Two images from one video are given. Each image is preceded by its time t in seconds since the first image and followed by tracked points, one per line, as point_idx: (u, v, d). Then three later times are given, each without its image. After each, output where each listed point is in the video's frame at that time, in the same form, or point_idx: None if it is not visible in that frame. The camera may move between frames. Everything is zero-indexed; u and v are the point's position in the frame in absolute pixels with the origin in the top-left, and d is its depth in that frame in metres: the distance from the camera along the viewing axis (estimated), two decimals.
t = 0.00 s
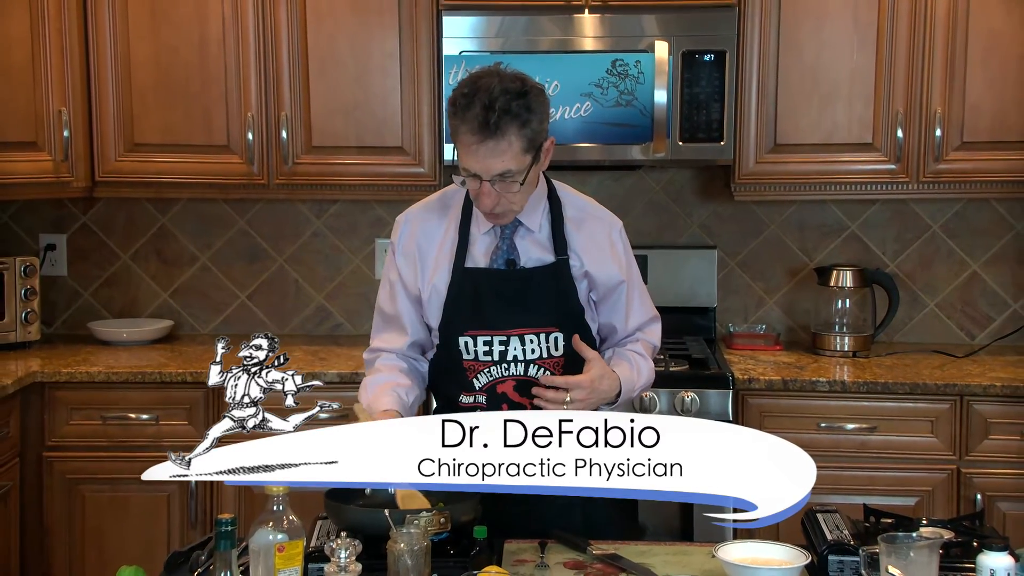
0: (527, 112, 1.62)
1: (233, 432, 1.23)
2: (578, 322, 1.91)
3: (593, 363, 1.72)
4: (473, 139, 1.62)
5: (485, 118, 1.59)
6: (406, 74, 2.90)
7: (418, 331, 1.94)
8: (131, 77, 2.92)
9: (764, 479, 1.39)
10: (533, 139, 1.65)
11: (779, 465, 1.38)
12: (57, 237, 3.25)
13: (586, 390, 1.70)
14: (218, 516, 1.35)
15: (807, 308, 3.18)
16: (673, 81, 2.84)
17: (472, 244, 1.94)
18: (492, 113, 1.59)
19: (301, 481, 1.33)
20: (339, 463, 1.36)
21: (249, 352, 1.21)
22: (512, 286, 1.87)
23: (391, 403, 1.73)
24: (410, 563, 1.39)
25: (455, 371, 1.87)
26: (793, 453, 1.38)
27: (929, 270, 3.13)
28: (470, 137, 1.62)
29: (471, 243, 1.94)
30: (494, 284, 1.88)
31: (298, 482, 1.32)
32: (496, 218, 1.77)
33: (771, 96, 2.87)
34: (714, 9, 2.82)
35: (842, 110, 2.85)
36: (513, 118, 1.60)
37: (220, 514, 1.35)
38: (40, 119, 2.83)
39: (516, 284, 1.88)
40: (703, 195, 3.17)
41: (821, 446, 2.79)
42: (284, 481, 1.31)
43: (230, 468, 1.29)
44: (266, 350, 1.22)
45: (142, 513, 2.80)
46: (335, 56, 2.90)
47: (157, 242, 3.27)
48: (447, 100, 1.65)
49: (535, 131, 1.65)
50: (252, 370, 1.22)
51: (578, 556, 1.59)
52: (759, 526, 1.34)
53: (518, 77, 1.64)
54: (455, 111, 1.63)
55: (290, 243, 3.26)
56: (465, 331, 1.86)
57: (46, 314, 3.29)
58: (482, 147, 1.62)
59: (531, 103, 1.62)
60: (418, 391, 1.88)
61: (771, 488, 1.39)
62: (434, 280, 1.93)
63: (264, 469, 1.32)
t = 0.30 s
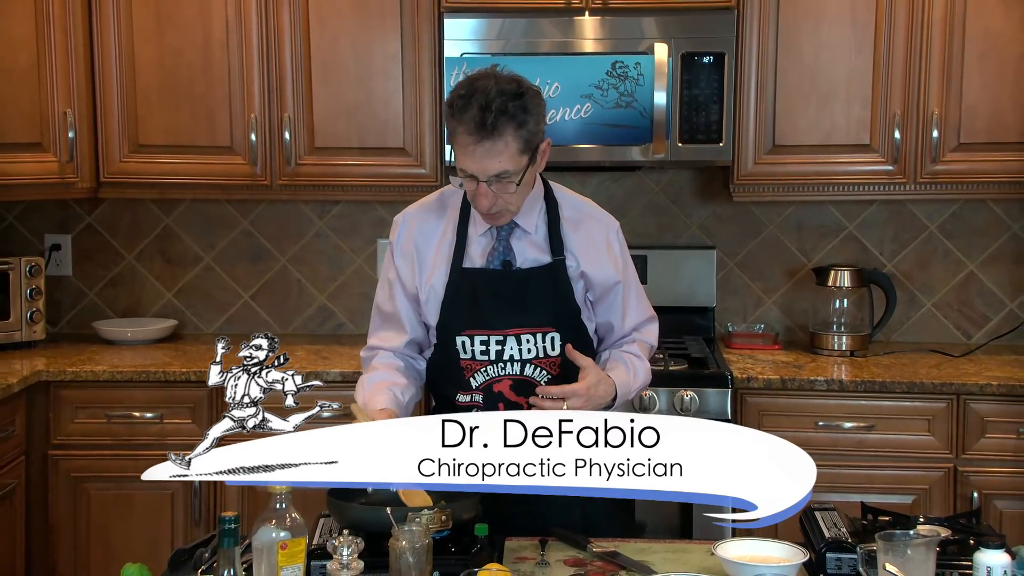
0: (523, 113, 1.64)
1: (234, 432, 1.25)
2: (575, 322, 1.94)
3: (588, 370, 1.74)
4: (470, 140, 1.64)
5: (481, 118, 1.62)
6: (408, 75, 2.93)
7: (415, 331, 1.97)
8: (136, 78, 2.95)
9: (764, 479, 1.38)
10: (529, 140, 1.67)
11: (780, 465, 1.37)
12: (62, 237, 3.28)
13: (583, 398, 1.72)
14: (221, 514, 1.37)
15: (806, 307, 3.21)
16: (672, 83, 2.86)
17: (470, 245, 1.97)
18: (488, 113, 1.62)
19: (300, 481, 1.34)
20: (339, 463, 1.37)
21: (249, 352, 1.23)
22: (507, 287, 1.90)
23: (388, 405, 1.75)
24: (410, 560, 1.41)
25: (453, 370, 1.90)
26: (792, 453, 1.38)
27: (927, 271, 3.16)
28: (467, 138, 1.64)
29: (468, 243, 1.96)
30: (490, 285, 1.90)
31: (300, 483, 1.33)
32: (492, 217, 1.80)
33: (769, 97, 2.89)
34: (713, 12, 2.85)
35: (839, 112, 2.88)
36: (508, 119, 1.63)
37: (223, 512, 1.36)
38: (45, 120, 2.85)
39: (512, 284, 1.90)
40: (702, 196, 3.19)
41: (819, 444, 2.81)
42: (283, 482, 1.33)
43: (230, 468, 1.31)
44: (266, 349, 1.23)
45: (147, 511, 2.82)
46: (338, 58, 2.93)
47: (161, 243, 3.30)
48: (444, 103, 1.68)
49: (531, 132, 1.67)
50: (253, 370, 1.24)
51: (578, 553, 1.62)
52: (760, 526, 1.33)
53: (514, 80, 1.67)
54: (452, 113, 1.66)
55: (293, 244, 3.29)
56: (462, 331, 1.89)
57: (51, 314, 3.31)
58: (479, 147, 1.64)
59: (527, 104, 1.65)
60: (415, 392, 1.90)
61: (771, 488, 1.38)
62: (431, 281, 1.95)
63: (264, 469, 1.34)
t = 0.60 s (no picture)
0: (520, 112, 1.66)
1: (233, 432, 1.26)
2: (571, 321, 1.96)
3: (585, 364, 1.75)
4: (467, 138, 1.66)
5: (478, 117, 1.64)
6: (409, 76, 2.94)
7: (411, 329, 1.98)
8: (139, 79, 2.96)
9: (764, 480, 1.38)
10: (526, 140, 1.69)
11: (781, 464, 1.37)
12: (65, 237, 3.30)
13: (580, 391, 1.71)
14: (224, 511, 1.37)
15: (805, 307, 3.23)
16: (672, 83, 2.88)
17: (467, 243, 1.99)
18: (485, 112, 1.63)
19: (299, 481, 1.34)
20: (339, 464, 1.37)
21: (249, 352, 1.24)
22: (503, 287, 1.91)
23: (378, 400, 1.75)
24: (411, 558, 1.43)
25: (450, 368, 1.93)
26: (793, 453, 1.38)
27: (925, 271, 3.18)
28: (464, 137, 1.66)
29: (466, 242, 1.98)
30: (487, 284, 1.92)
31: (300, 483, 1.33)
32: (488, 215, 1.81)
33: (769, 98, 2.91)
34: (713, 13, 2.87)
35: (839, 112, 2.90)
36: (505, 118, 1.64)
37: (226, 510, 1.37)
38: (49, 120, 2.87)
39: (508, 284, 1.92)
40: (702, 196, 3.21)
41: (818, 443, 2.83)
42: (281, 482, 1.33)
43: (230, 468, 1.32)
44: (266, 349, 1.25)
45: (150, 509, 2.84)
46: (340, 59, 2.95)
47: (164, 243, 3.31)
48: (443, 102, 1.70)
49: (529, 132, 1.68)
50: (253, 370, 1.25)
51: (579, 551, 1.63)
52: (760, 526, 1.33)
53: (512, 80, 1.69)
54: (450, 112, 1.67)
55: (295, 244, 3.31)
56: (460, 330, 1.91)
57: (54, 313, 3.33)
58: (475, 146, 1.65)
59: (524, 104, 1.66)
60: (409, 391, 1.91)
61: (772, 488, 1.37)
62: (428, 280, 1.96)
63: (263, 469, 1.34)
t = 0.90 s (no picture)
0: (514, 109, 1.67)
1: (233, 432, 1.27)
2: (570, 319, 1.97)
3: (580, 355, 1.76)
4: (462, 135, 1.67)
5: (472, 114, 1.65)
6: (410, 77, 2.96)
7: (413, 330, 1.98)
8: (141, 80, 2.97)
9: (764, 479, 1.39)
10: (520, 137, 1.70)
11: (780, 464, 1.38)
12: (68, 237, 3.31)
13: (576, 379, 1.73)
14: (227, 509, 1.36)
15: (804, 307, 3.24)
16: (673, 84, 2.89)
17: (466, 242, 2.00)
18: (479, 109, 1.65)
19: (300, 481, 1.35)
20: (339, 463, 1.38)
21: (249, 352, 1.26)
22: (502, 286, 1.93)
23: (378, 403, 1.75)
24: (413, 556, 1.44)
25: (450, 367, 1.94)
26: (792, 453, 1.39)
27: (924, 270, 3.19)
28: (459, 134, 1.67)
29: (464, 241, 2.00)
30: (486, 284, 1.93)
31: (300, 483, 1.34)
32: (484, 214, 1.82)
33: (769, 99, 2.92)
34: (713, 14, 2.88)
35: (838, 113, 2.91)
36: (500, 115, 1.66)
37: (229, 509, 1.35)
38: (52, 121, 2.88)
39: (506, 284, 1.93)
40: (702, 196, 3.22)
41: (817, 443, 2.84)
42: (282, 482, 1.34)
43: (230, 468, 1.32)
44: (266, 349, 1.26)
45: (152, 508, 2.85)
46: (341, 60, 2.96)
47: (167, 243, 3.33)
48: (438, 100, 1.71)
49: (523, 129, 1.69)
50: (253, 370, 1.27)
51: (579, 550, 1.65)
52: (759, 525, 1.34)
53: (507, 78, 1.70)
54: (445, 109, 1.69)
55: (297, 244, 3.32)
56: (459, 329, 1.92)
57: (57, 313, 3.34)
58: (470, 143, 1.67)
59: (518, 101, 1.68)
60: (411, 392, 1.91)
61: (771, 488, 1.39)
62: (429, 280, 1.97)
63: (264, 469, 1.35)
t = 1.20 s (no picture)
0: (510, 107, 1.68)
1: (233, 432, 1.28)
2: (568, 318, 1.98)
3: (576, 360, 1.77)
4: (458, 133, 1.68)
5: (468, 112, 1.66)
6: (411, 78, 2.97)
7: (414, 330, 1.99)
8: (143, 81, 2.99)
9: (763, 479, 1.40)
10: (516, 134, 1.71)
11: (779, 464, 1.40)
12: (70, 237, 3.32)
13: (581, 382, 1.74)
14: (229, 509, 1.37)
15: (804, 307, 3.25)
16: (672, 85, 2.90)
17: (465, 242, 2.01)
18: (475, 107, 1.66)
19: (300, 481, 1.36)
20: (340, 463, 1.39)
21: (249, 352, 1.27)
22: (501, 286, 1.94)
23: (383, 404, 1.75)
24: (414, 554, 1.45)
25: (450, 367, 1.95)
26: (791, 452, 1.40)
27: (923, 270, 3.20)
28: (456, 132, 1.69)
29: (463, 241, 2.01)
30: (484, 283, 1.95)
31: (299, 484, 1.36)
32: (482, 211, 1.83)
33: (768, 100, 2.93)
34: (713, 15, 2.89)
35: (836, 114, 2.92)
36: (495, 112, 1.67)
37: (231, 509, 1.36)
38: (55, 122, 2.89)
39: (505, 283, 1.95)
40: (701, 197, 3.23)
41: (817, 442, 2.85)
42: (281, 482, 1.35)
43: (230, 468, 1.33)
44: (266, 349, 1.28)
45: (154, 507, 2.87)
46: (342, 61, 2.97)
47: (169, 243, 3.34)
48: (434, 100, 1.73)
49: (519, 126, 1.71)
50: (253, 370, 1.28)
51: (579, 549, 1.66)
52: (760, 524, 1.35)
53: (503, 77, 1.71)
54: (441, 107, 1.70)
55: (299, 244, 3.33)
56: (458, 329, 1.93)
57: (60, 313, 3.35)
58: (466, 140, 1.68)
59: (514, 99, 1.69)
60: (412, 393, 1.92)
61: (771, 488, 1.40)
62: (429, 280, 1.98)
63: (264, 469, 1.36)
